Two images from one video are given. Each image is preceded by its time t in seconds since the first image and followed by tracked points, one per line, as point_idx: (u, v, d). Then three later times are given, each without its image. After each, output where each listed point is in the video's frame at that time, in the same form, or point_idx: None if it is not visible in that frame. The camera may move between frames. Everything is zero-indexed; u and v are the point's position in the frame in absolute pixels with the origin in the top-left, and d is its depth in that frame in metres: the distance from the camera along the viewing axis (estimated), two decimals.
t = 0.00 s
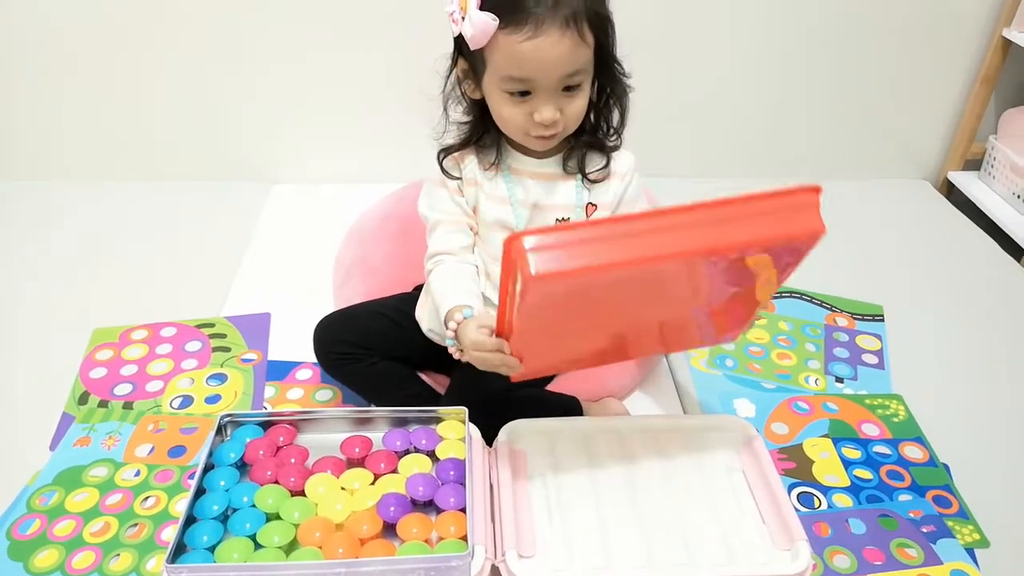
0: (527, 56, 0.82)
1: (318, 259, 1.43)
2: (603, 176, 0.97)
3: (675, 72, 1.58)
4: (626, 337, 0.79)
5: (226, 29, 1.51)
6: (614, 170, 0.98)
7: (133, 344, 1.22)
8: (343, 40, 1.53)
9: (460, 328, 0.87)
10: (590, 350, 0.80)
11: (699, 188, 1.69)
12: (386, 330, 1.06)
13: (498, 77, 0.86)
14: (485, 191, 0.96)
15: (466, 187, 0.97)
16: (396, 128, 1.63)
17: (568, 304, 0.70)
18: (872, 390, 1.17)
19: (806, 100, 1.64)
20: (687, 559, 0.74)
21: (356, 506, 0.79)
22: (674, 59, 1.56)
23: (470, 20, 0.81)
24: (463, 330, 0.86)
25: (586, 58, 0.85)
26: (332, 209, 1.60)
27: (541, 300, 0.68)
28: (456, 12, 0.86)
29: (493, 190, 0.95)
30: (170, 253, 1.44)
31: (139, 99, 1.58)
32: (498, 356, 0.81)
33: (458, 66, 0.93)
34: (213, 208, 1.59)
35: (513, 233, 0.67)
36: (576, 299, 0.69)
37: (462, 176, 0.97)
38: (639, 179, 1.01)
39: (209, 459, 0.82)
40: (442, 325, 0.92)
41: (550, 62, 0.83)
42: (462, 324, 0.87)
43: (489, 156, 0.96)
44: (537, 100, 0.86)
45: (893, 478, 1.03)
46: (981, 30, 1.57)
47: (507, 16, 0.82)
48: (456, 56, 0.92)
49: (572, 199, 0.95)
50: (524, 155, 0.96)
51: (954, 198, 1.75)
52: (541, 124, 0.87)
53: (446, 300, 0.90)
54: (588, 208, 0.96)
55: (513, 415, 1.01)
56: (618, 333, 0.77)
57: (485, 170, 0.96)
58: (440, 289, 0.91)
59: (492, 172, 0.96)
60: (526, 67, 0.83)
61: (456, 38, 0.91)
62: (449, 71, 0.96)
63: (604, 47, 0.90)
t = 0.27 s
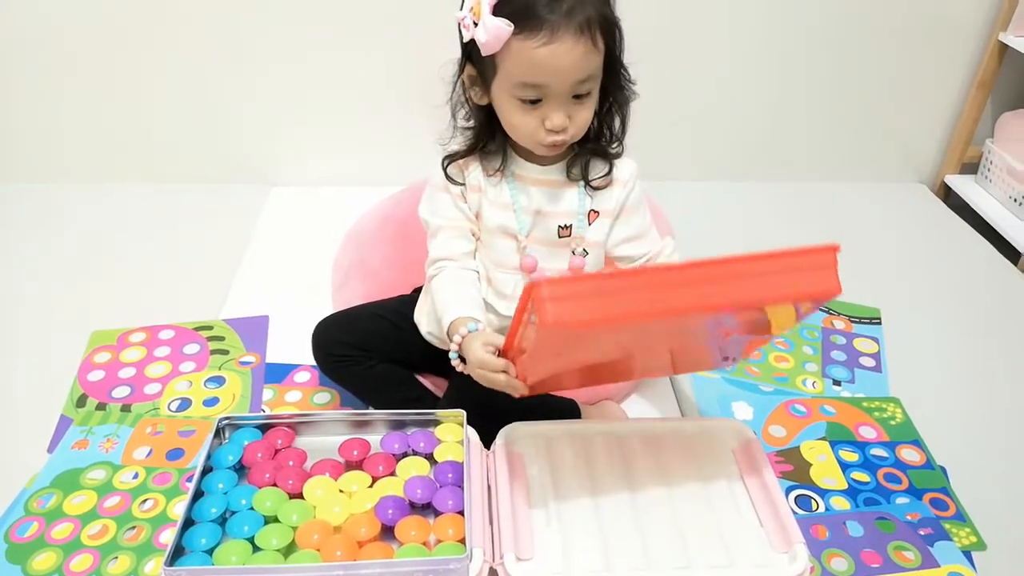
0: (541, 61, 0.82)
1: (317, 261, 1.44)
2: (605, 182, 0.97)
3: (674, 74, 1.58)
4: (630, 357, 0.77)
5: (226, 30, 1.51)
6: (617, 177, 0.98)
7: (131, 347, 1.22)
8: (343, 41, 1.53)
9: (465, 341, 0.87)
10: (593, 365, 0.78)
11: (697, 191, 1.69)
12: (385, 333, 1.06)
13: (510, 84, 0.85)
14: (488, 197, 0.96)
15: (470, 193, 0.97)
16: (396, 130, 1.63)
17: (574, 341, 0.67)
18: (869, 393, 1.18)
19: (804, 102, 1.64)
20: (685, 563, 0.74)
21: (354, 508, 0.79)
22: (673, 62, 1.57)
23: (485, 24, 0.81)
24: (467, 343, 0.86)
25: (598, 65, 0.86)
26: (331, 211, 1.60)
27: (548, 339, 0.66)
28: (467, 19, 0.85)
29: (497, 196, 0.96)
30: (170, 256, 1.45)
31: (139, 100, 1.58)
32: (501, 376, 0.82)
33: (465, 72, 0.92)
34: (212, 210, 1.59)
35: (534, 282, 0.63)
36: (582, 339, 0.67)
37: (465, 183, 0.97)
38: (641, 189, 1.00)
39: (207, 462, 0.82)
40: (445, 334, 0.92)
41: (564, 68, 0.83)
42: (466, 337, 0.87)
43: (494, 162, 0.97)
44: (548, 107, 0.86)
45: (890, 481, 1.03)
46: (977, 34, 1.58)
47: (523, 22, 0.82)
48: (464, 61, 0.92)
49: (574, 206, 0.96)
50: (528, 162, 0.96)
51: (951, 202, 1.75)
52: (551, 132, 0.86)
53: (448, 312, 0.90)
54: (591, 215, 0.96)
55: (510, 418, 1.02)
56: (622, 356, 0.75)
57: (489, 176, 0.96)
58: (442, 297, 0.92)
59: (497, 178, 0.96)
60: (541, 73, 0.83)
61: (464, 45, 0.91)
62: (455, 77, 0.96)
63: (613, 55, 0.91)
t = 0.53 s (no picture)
0: (554, 71, 0.82)
1: (316, 263, 1.44)
2: (608, 188, 0.97)
3: (673, 75, 1.58)
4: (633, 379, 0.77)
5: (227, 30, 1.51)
6: (620, 184, 0.98)
7: (131, 348, 1.22)
8: (342, 42, 1.53)
9: (466, 349, 0.88)
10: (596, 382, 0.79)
11: (696, 192, 1.69)
12: (386, 334, 1.06)
13: (522, 93, 0.85)
14: (491, 203, 0.96)
15: (473, 199, 0.97)
16: (396, 131, 1.63)
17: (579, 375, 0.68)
18: (868, 394, 1.18)
19: (803, 104, 1.64)
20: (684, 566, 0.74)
21: (354, 510, 0.79)
22: (672, 63, 1.57)
23: (499, 33, 0.80)
24: (467, 353, 0.88)
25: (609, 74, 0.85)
26: (330, 213, 1.60)
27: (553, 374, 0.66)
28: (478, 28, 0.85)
29: (499, 201, 0.96)
30: (169, 257, 1.45)
31: (139, 102, 1.58)
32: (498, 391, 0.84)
33: (474, 79, 0.92)
34: (212, 211, 1.59)
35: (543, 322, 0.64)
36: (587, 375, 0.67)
37: (468, 188, 0.97)
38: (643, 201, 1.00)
39: (207, 463, 0.82)
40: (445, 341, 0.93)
41: (576, 78, 0.82)
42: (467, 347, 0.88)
43: (498, 168, 0.97)
44: (558, 116, 0.86)
45: (889, 482, 1.03)
46: (976, 35, 1.58)
47: (536, 31, 0.82)
48: (473, 69, 0.92)
49: (577, 212, 0.96)
50: (532, 167, 0.96)
51: (950, 203, 1.75)
52: (561, 140, 0.86)
53: (448, 322, 0.92)
54: (593, 221, 0.96)
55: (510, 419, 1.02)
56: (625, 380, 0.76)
57: (493, 181, 0.97)
58: (442, 303, 0.93)
59: (501, 184, 0.96)
60: (553, 83, 0.83)
61: (472, 50, 0.90)
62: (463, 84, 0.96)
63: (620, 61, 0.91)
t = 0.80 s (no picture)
0: (559, 73, 0.82)
1: (317, 261, 1.44)
2: (611, 190, 0.97)
3: (673, 73, 1.58)
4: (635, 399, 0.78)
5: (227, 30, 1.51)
6: (622, 185, 0.98)
7: (131, 347, 1.22)
8: (342, 41, 1.53)
9: (468, 358, 0.89)
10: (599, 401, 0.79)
11: (696, 189, 1.69)
12: (387, 332, 1.06)
13: (524, 93, 0.85)
14: (493, 204, 0.96)
15: (475, 200, 0.97)
16: (397, 131, 1.63)
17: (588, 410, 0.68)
18: (869, 391, 1.18)
19: (804, 100, 1.64)
20: (684, 562, 0.74)
21: (355, 507, 0.79)
22: (673, 60, 1.56)
23: (504, 32, 0.80)
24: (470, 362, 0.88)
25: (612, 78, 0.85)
26: (330, 211, 1.60)
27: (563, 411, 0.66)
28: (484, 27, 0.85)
29: (502, 202, 0.96)
30: (169, 256, 1.45)
31: (139, 101, 1.58)
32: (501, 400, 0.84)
33: (476, 78, 0.91)
34: (212, 210, 1.59)
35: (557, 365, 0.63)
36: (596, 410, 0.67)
37: (470, 189, 0.97)
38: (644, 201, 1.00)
39: (208, 461, 0.82)
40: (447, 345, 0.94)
41: (581, 81, 0.82)
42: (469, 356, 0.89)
43: (501, 168, 0.96)
44: (561, 118, 0.85)
45: (890, 478, 1.03)
46: (977, 31, 1.58)
47: (542, 32, 0.81)
48: (476, 68, 0.91)
49: (580, 213, 0.96)
50: (536, 168, 0.96)
51: (950, 200, 1.75)
52: (562, 142, 0.86)
53: (449, 327, 0.92)
54: (596, 222, 0.96)
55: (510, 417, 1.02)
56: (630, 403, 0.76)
57: (496, 182, 0.96)
58: (445, 306, 0.94)
59: (503, 184, 0.96)
60: (557, 85, 0.82)
61: (477, 49, 0.89)
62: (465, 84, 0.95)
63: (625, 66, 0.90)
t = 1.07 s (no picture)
0: (559, 76, 0.82)
1: (316, 262, 1.44)
2: (612, 194, 0.97)
3: (672, 73, 1.58)
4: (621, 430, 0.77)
5: (228, 30, 1.51)
6: (623, 190, 0.98)
7: (129, 347, 1.22)
8: (341, 41, 1.53)
9: (463, 362, 0.89)
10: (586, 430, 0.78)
11: (694, 189, 1.69)
12: (385, 331, 1.06)
13: (524, 95, 0.85)
14: (493, 205, 0.96)
15: (475, 200, 0.97)
16: (396, 131, 1.63)
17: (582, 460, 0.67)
18: (867, 390, 1.18)
19: (803, 100, 1.64)
20: (683, 559, 0.74)
21: (353, 507, 0.79)
22: (672, 60, 1.56)
23: (505, 33, 0.80)
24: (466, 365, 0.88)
25: (614, 82, 0.85)
26: (329, 211, 1.60)
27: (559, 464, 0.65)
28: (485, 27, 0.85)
29: (501, 204, 0.96)
30: (168, 257, 1.44)
31: (138, 101, 1.58)
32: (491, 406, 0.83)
33: (478, 80, 0.91)
34: (211, 210, 1.59)
35: (554, 426, 0.61)
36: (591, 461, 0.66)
37: (470, 190, 0.97)
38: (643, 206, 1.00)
39: (205, 462, 0.82)
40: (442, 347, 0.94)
41: (581, 84, 0.82)
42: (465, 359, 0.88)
43: (502, 170, 0.96)
44: (561, 121, 0.85)
45: (888, 477, 1.03)
46: (976, 31, 1.58)
47: (543, 34, 0.81)
48: (478, 69, 0.90)
49: (579, 216, 0.96)
50: (537, 171, 0.95)
51: (948, 199, 1.75)
52: (562, 145, 0.85)
53: (443, 331, 0.92)
54: (595, 226, 0.97)
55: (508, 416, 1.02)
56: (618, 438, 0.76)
57: (496, 183, 0.96)
58: (440, 308, 0.94)
59: (504, 186, 0.96)
60: (557, 87, 0.82)
61: (479, 50, 0.89)
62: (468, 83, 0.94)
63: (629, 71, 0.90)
